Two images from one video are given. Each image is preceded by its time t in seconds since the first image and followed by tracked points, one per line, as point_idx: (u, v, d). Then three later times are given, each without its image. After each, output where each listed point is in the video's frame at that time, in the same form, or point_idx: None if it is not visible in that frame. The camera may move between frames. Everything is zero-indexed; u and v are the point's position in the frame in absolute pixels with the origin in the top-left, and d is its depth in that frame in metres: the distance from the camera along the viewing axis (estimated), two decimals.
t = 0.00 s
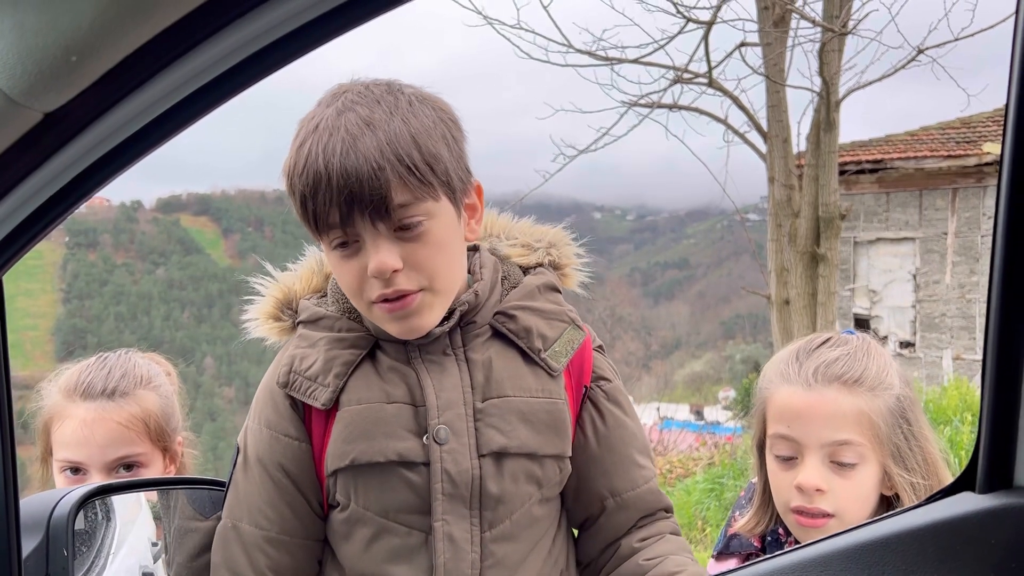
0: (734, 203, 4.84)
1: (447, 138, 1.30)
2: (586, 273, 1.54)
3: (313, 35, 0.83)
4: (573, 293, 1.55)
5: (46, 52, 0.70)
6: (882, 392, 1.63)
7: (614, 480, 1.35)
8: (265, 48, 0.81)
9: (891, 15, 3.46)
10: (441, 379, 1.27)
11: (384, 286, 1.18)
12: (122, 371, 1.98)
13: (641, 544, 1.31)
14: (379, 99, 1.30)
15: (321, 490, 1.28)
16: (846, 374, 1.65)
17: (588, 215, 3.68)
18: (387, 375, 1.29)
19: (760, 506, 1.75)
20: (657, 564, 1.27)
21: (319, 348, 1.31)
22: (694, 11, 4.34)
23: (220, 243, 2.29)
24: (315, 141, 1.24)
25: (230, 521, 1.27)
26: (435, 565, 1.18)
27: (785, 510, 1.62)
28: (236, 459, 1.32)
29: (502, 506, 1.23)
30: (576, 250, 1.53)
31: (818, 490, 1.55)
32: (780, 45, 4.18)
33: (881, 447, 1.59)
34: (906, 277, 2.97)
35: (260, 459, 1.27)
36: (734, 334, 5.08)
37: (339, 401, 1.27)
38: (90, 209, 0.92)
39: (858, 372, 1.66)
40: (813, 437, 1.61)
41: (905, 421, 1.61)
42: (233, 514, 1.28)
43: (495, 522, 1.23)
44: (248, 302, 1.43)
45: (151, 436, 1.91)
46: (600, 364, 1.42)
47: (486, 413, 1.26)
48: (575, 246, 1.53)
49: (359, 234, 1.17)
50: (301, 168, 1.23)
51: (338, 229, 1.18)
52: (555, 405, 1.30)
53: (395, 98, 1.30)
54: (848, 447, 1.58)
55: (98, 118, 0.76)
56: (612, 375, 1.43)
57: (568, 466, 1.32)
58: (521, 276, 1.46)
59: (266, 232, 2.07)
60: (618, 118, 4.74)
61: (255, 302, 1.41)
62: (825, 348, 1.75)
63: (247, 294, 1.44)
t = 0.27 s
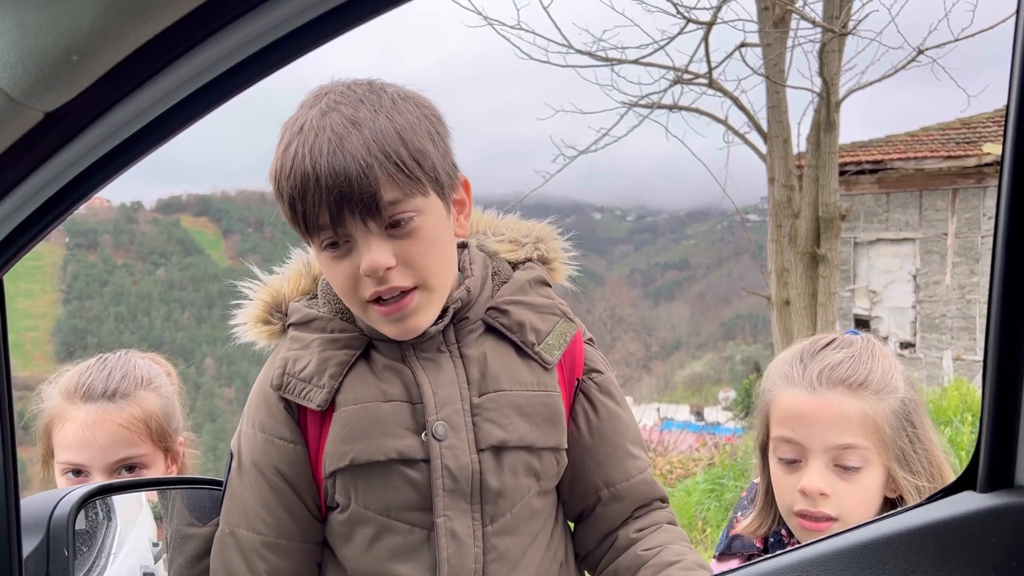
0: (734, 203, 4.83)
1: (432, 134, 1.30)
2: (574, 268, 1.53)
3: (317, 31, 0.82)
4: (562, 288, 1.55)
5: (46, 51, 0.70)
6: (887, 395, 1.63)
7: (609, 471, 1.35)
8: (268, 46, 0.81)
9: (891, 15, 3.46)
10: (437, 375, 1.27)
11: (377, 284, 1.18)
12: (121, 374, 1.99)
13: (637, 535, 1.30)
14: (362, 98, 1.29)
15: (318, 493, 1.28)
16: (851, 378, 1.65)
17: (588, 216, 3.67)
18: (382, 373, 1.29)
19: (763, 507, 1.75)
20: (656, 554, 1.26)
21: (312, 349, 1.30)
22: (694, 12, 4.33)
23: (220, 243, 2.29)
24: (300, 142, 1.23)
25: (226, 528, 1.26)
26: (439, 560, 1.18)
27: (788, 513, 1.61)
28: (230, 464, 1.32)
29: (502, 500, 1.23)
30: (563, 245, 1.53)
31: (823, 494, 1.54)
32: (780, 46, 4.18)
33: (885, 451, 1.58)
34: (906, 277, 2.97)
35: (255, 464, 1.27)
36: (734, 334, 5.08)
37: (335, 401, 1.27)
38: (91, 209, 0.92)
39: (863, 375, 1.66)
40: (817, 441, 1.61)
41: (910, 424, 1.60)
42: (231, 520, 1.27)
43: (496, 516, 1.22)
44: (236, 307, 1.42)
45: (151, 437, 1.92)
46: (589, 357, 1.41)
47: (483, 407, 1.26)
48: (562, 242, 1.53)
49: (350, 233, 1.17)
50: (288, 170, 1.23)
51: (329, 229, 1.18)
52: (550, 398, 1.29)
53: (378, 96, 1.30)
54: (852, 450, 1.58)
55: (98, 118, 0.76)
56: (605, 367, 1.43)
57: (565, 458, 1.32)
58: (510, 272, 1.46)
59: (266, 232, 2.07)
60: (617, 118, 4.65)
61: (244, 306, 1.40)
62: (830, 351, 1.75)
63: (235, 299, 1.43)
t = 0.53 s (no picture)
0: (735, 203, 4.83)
1: (402, 120, 1.29)
2: (561, 257, 1.52)
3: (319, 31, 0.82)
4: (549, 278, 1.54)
5: (49, 49, 0.70)
6: (893, 396, 1.62)
7: (604, 464, 1.34)
8: (268, 45, 0.81)
9: (892, 16, 3.46)
10: (424, 379, 1.24)
11: (357, 276, 1.17)
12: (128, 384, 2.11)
13: (636, 528, 1.31)
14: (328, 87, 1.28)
15: (308, 501, 1.27)
16: (857, 378, 1.65)
17: (588, 216, 3.68)
18: (367, 378, 1.27)
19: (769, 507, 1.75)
20: (657, 549, 1.27)
21: (294, 357, 1.28)
22: (694, 13, 4.33)
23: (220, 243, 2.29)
24: (268, 136, 1.22)
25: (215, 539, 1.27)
26: (433, 565, 1.17)
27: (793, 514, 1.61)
28: (218, 469, 1.32)
29: (496, 501, 1.21)
30: (550, 234, 1.51)
31: (828, 496, 1.54)
32: (780, 46, 4.17)
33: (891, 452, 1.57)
34: (905, 278, 2.99)
35: (242, 473, 1.26)
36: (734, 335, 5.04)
37: (320, 410, 1.25)
38: (90, 210, 0.92)
39: (869, 375, 1.65)
40: (823, 442, 1.61)
41: (917, 424, 1.59)
42: (221, 531, 1.28)
43: (489, 517, 1.21)
44: (218, 313, 1.41)
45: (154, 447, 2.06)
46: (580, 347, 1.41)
47: (472, 408, 1.24)
48: (548, 230, 1.51)
49: (326, 225, 1.17)
50: (259, 165, 1.21)
51: (305, 222, 1.17)
52: (541, 396, 1.28)
53: (343, 85, 1.29)
54: (858, 452, 1.58)
55: (99, 118, 0.76)
56: (596, 357, 1.42)
57: (558, 454, 1.31)
58: (496, 266, 1.44)
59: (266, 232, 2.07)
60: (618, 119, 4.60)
61: (225, 312, 1.40)
62: (836, 350, 1.75)
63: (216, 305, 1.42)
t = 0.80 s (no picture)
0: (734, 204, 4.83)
1: (404, 117, 1.30)
2: (559, 254, 1.52)
3: (321, 30, 0.82)
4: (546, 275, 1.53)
5: (50, 50, 0.70)
6: (900, 398, 1.61)
7: (602, 462, 1.34)
8: (271, 45, 0.81)
9: (892, 17, 3.46)
10: (425, 379, 1.24)
11: (361, 269, 1.16)
12: (154, 392, 2.16)
13: (635, 529, 1.31)
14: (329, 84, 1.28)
15: (307, 504, 1.27)
16: (864, 381, 1.64)
17: (588, 217, 3.68)
18: (367, 378, 1.26)
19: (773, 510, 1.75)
20: (657, 551, 1.27)
21: (292, 356, 1.28)
22: (695, 13, 4.33)
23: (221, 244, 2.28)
24: (270, 129, 1.22)
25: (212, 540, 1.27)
26: (438, 568, 1.17)
27: (798, 516, 1.61)
28: (213, 469, 1.31)
29: (499, 500, 1.21)
30: (547, 230, 1.51)
31: (834, 498, 1.55)
32: (780, 47, 4.17)
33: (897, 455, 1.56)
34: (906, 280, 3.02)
35: (239, 475, 1.26)
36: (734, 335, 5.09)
37: (320, 411, 1.24)
38: (91, 211, 0.93)
39: (876, 377, 1.64)
40: (828, 444, 1.62)
41: (924, 425, 1.56)
42: (217, 532, 1.27)
43: (494, 516, 1.21)
44: (210, 313, 1.40)
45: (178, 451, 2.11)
46: (578, 345, 1.40)
47: (474, 408, 1.24)
48: (545, 227, 1.51)
49: (330, 217, 1.16)
50: (261, 158, 1.21)
51: (309, 215, 1.17)
52: (541, 395, 1.28)
53: (345, 82, 1.29)
54: (864, 454, 1.58)
55: (100, 118, 0.76)
56: (595, 355, 1.42)
57: (560, 453, 1.30)
58: (495, 263, 1.43)
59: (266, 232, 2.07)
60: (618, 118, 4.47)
61: (217, 312, 1.38)
62: (842, 351, 1.73)
63: (209, 306, 1.41)
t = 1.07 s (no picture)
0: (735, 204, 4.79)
1: (433, 123, 1.29)
2: (569, 263, 1.51)
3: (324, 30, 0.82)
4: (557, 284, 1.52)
5: (51, 50, 0.70)
6: (909, 399, 1.59)
7: (608, 472, 1.34)
8: (273, 45, 0.81)
9: (893, 17, 3.46)
10: (430, 380, 1.24)
11: (372, 270, 1.16)
12: (172, 396, 2.05)
13: (637, 539, 1.30)
14: (362, 82, 1.27)
15: (308, 502, 1.26)
16: (874, 380, 1.62)
17: (589, 217, 3.68)
18: (373, 377, 1.26)
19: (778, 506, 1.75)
20: (660, 562, 1.27)
21: (300, 353, 1.27)
22: (695, 13, 4.33)
23: (221, 244, 2.28)
24: (298, 122, 1.21)
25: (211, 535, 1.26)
26: (437, 569, 1.17)
27: (804, 513, 1.61)
28: (216, 465, 1.30)
29: (500, 506, 1.21)
30: (558, 241, 1.51)
31: (842, 496, 1.54)
32: (781, 47, 4.17)
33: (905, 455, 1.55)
34: (907, 280, 3.01)
35: (239, 470, 1.25)
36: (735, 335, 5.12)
37: (325, 408, 1.24)
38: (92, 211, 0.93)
39: (885, 377, 1.63)
40: (838, 443, 1.61)
41: (930, 425, 1.54)
42: (216, 528, 1.25)
43: (494, 522, 1.21)
44: (222, 307, 1.40)
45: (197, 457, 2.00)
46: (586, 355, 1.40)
47: (478, 411, 1.24)
48: (556, 236, 1.51)
49: (347, 216, 1.15)
50: (285, 150, 1.20)
51: (326, 212, 1.16)
52: (546, 401, 1.28)
53: (377, 82, 1.28)
54: (873, 453, 1.57)
55: (100, 118, 0.76)
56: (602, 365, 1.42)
57: (563, 461, 1.30)
58: (505, 270, 1.43)
59: (266, 232, 2.06)
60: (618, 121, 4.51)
61: (229, 307, 1.38)
62: (852, 350, 1.71)
63: (222, 300, 1.41)
